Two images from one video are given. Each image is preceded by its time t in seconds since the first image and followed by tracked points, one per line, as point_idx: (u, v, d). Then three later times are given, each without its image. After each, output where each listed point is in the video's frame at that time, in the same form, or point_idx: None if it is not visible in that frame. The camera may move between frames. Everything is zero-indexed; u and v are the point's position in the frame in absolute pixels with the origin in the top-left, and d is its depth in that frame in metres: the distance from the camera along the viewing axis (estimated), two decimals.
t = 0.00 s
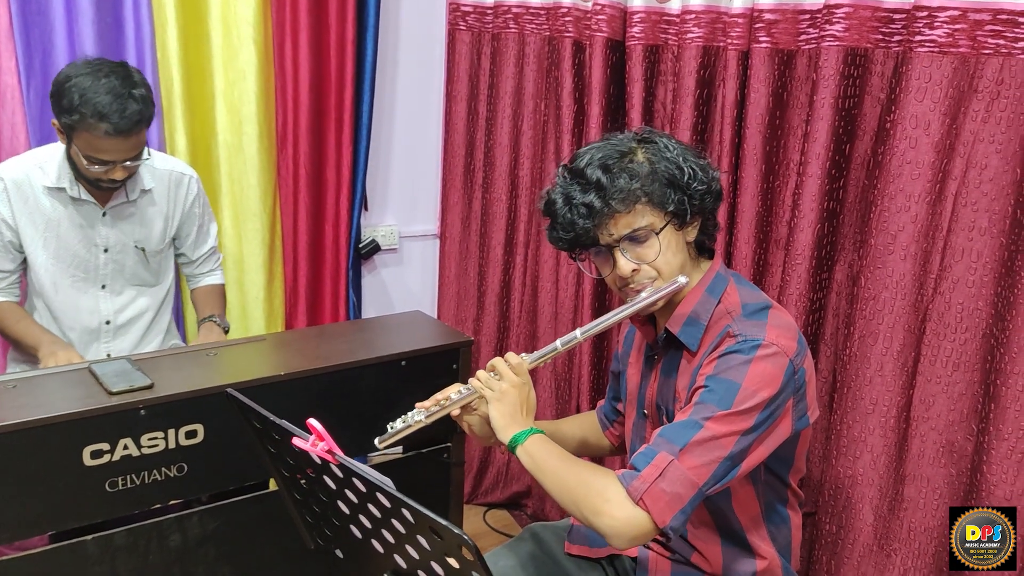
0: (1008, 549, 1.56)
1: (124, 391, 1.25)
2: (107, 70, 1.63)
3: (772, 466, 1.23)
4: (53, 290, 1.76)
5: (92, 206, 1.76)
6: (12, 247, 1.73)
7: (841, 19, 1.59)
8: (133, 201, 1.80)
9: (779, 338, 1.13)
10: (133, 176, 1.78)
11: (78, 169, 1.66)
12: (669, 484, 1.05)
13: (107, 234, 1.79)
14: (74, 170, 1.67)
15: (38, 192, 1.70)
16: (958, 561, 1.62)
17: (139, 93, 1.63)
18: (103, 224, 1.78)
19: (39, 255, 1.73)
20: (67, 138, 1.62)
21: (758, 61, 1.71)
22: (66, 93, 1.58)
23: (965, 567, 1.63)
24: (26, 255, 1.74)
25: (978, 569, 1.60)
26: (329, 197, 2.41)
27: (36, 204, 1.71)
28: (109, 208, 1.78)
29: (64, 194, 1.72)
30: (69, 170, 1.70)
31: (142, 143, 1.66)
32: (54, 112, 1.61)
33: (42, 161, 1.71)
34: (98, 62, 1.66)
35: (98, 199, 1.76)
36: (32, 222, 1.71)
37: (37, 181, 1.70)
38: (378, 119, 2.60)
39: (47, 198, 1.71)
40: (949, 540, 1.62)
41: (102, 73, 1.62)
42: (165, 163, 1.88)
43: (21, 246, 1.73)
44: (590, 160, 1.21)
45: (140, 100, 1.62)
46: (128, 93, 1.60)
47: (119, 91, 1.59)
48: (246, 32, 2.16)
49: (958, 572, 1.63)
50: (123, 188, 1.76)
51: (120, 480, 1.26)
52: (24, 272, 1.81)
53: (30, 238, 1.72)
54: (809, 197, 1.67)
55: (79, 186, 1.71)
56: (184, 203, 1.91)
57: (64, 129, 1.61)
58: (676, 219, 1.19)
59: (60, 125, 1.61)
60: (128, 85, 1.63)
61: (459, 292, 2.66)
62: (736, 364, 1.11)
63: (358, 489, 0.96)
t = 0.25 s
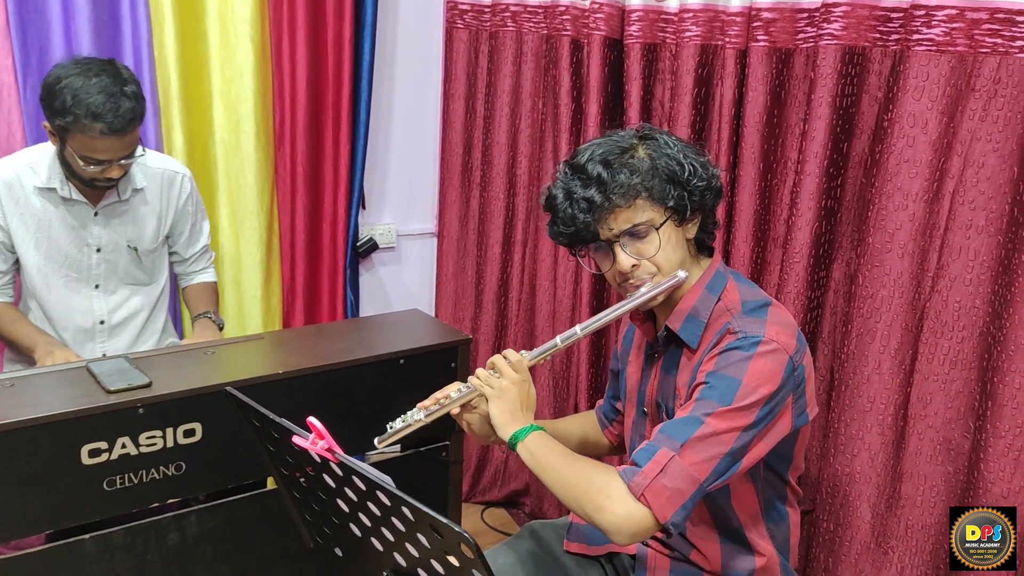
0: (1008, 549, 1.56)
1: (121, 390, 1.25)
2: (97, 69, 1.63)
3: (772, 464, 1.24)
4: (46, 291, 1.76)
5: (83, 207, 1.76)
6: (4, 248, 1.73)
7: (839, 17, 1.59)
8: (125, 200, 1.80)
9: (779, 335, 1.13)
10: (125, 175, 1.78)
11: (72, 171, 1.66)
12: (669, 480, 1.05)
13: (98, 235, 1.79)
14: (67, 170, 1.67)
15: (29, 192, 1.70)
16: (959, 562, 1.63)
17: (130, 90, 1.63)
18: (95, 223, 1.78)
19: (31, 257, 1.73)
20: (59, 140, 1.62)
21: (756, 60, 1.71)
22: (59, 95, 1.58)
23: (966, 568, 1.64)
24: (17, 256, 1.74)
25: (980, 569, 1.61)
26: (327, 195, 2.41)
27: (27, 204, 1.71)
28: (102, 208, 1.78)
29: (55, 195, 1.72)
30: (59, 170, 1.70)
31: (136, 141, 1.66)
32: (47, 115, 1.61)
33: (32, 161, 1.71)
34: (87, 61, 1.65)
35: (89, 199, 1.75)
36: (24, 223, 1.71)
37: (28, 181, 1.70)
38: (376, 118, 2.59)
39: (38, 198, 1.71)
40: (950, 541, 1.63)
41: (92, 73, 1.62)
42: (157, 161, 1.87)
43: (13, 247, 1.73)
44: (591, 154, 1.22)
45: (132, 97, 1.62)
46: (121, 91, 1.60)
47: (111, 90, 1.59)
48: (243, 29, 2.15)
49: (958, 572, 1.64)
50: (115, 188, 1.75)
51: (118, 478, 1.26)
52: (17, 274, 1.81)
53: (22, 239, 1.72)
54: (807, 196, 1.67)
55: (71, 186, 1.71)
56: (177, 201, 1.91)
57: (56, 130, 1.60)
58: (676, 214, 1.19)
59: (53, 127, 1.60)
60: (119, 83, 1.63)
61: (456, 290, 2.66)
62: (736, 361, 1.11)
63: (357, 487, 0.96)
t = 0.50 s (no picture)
0: (1008, 549, 1.57)
1: (119, 388, 1.25)
2: (93, 67, 1.63)
3: (770, 463, 1.24)
4: (44, 290, 1.76)
5: (81, 206, 1.75)
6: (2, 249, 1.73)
7: (837, 16, 1.59)
8: (122, 197, 1.80)
9: (779, 335, 1.14)
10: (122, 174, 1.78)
11: (71, 170, 1.65)
12: (671, 481, 1.05)
13: (97, 233, 1.78)
14: (66, 169, 1.66)
15: (26, 191, 1.70)
16: (959, 561, 1.64)
17: (128, 86, 1.63)
18: (93, 221, 1.77)
19: (29, 256, 1.73)
20: (58, 140, 1.62)
21: (753, 58, 1.71)
22: (57, 94, 1.57)
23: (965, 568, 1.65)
24: (16, 257, 1.73)
25: (979, 569, 1.62)
26: (324, 193, 2.40)
27: (25, 204, 1.70)
28: (99, 205, 1.77)
29: (52, 193, 1.71)
30: (56, 168, 1.70)
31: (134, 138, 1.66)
32: (45, 114, 1.61)
33: (29, 160, 1.70)
34: (82, 58, 1.65)
35: (86, 197, 1.75)
36: (21, 222, 1.71)
37: (25, 181, 1.69)
38: (373, 116, 2.59)
39: (35, 197, 1.71)
40: (950, 541, 1.63)
41: (89, 70, 1.62)
42: (154, 158, 1.87)
43: (11, 247, 1.73)
44: (594, 152, 1.22)
45: (131, 93, 1.62)
46: (119, 87, 1.60)
47: (110, 86, 1.59)
48: (240, 27, 2.15)
49: (958, 572, 1.65)
50: (112, 186, 1.75)
51: (116, 477, 1.26)
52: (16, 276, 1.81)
53: (19, 239, 1.72)
54: (804, 194, 1.67)
55: (67, 184, 1.71)
56: (174, 199, 1.90)
57: (55, 129, 1.60)
58: (676, 214, 1.19)
59: (52, 126, 1.60)
60: (116, 79, 1.63)
61: (453, 288, 2.66)
62: (737, 361, 1.11)
63: (356, 485, 0.96)
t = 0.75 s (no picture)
0: (1008, 549, 1.57)
1: (116, 385, 1.25)
2: (100, 61, 1.62)
3: (767, 463, 1.24)
4: (44, 286, 1.75)
5: (82, 201, 1.75)
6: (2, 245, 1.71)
7: (834, 14, 1.60)
8: (124, 193, 1.80)
9: (775, 339, 1.14)
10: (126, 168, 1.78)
11: (76, 165, 1.64)
12: (670, 491, 1.05)
13: (98, 229, 1.78)
14: (71, 163, 1.65)
15: (28, 186, 1.69)
16: (958, 562, 1.63)
17: (135, 80, 1.62)
18: (95, 219, 1.77)
19: (30, 251, 1.72)
20: (64, 136, 1.61)
21: (750, 56, 1.71)
22: (64, 88, 1.57)
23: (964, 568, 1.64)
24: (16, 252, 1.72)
25: (979, 569, 1.62)
26: (321, 191, 2.40)
27: (25, 199, 1.69)
28: (101, 201, 1.77)
29: (54, 188, 1.71)
30: (59, 164, 1.69)
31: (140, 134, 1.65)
32: (51, 109, 1.60)
33: (30, 156, 1.69)
34: (88, 53, 1.64)
35: (89, 193, 1.75)
36: (21, 217, 1.70)
37: (27, 177, 1.68)
38: (370, 113, 2.59)
39: (37, 193, 1.70)
40: (950, 541, 1.63)
41: (96, 65, 1.61)
42: (156, 155, 1.87)
43: (12, 243, 1.72)
44: (587, 157, 1.21)
45: (137, 88, 1.62)
46: (125, 81, 1.60)
47: (116, 81, 1.59)
48: (237, 25, 2.14)
49: (958, 572, 1.65)
50: (114, 181, 1.75)
51: (113, 475, 1.25)
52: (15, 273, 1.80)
53: (21, 235, 1.71)
54: (801, 191, 1.68)
55: (71, 180, 1.71)
56: (174, 195, 1.90)
57: (61, 125, 1.59)
58: (672, 220, 1.19)
59: (59, 120, 1.59)
60: (123, 74, 1.62)
61: (450, 286, 2.66)
62: (734, 367, 1.11)
63: (354, 482, 0.96)
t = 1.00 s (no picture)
0: (1008, 549, 1.57)
1: (115, 383, 1.25)
2: (99, 51, 1.62)
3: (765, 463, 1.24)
4: (43, 275, 1.75)
5: (82, 189, 1.75)
6: (6, 233, 1.71)
7: (834, 11, 1.60)
8: (125, 183, 1.80)
9: (768, 347, 1.14)
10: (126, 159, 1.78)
11: (75, 153, 1.64)
12: (667, 509, 1.06)
13: (98, 218, 1.78)
14: (70, 152, 1.66)
15: (29, 174, 1.69)
16: (959, 562, 1.64)
17: (133, 71, 1.62)
18: (95, 209, 1.77)
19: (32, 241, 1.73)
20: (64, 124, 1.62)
21: (750, 53, 1.71)
22: (61, 76, 1.57)
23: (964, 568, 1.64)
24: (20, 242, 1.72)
25: (978, 569, 1.62)
26: (320, 189, 2.40)
27: (27, 185, 1.70)
28: (101, 190, 1.77)
29: (55, 176, 1.71)
30: (60, 152, 1.70)
31: (138, 124, 1.65)
32: (50, 97, 1.60)
33: (30, 146, 1.70)
34: (88, 43, 1.64)
35: (89, 181, 1.75)
36: (23, 205, 1.71)
37: (28, 164, 1.69)
38: (369, 110, 2.59)
39: (38, 180, 1.70)
40: (950, 541, 1.63)
41: (95, 55, 1.61)
42: (156, 149, 1.87)
43: (15, 231, 1.72)
44: (571, 170, 1.20)
45: (136, 78, 1.62)
46: (124, 72, 1.60)
47: (114, 70, 1.59)
48: (235, 22, 2.13)
49: (958, 572, 1.65)
50: (114, 172, 1.75)
51: (113, 472, 1.25)
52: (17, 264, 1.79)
53: (22, 223, 1.71)
54: (801, 189, 1.68)
55: (70, 168, 1.71)
56: (176, 189, 1.90)
57: (60, 112, 1.59)
58: (660, 231, 1.19)
59: (56, 108, 1.59)
60: (121, 64, 1.62)
61: (450, 284, 2.66)
62: (728, 378, 1.11)
63: (354, 479, 0.96)
